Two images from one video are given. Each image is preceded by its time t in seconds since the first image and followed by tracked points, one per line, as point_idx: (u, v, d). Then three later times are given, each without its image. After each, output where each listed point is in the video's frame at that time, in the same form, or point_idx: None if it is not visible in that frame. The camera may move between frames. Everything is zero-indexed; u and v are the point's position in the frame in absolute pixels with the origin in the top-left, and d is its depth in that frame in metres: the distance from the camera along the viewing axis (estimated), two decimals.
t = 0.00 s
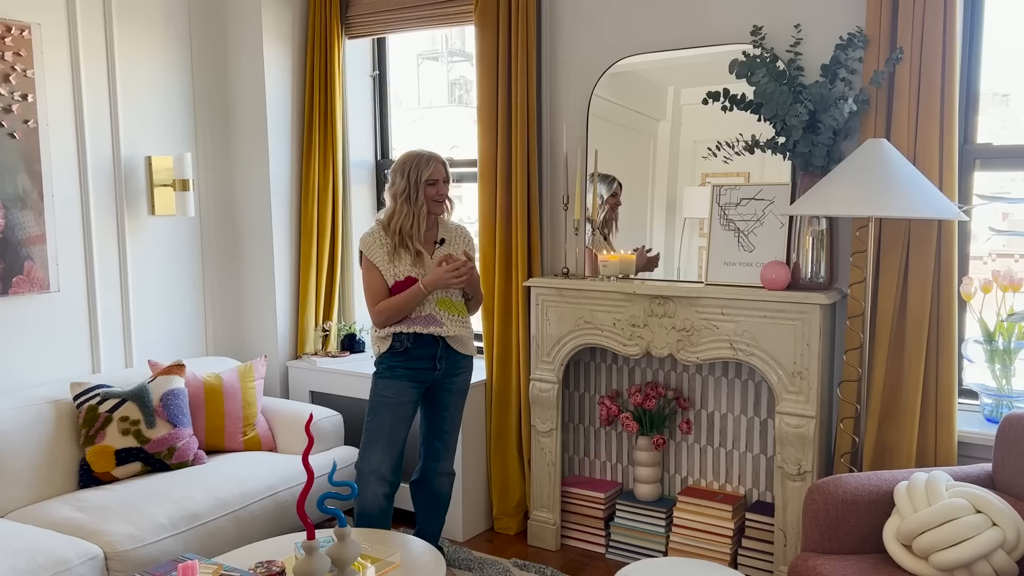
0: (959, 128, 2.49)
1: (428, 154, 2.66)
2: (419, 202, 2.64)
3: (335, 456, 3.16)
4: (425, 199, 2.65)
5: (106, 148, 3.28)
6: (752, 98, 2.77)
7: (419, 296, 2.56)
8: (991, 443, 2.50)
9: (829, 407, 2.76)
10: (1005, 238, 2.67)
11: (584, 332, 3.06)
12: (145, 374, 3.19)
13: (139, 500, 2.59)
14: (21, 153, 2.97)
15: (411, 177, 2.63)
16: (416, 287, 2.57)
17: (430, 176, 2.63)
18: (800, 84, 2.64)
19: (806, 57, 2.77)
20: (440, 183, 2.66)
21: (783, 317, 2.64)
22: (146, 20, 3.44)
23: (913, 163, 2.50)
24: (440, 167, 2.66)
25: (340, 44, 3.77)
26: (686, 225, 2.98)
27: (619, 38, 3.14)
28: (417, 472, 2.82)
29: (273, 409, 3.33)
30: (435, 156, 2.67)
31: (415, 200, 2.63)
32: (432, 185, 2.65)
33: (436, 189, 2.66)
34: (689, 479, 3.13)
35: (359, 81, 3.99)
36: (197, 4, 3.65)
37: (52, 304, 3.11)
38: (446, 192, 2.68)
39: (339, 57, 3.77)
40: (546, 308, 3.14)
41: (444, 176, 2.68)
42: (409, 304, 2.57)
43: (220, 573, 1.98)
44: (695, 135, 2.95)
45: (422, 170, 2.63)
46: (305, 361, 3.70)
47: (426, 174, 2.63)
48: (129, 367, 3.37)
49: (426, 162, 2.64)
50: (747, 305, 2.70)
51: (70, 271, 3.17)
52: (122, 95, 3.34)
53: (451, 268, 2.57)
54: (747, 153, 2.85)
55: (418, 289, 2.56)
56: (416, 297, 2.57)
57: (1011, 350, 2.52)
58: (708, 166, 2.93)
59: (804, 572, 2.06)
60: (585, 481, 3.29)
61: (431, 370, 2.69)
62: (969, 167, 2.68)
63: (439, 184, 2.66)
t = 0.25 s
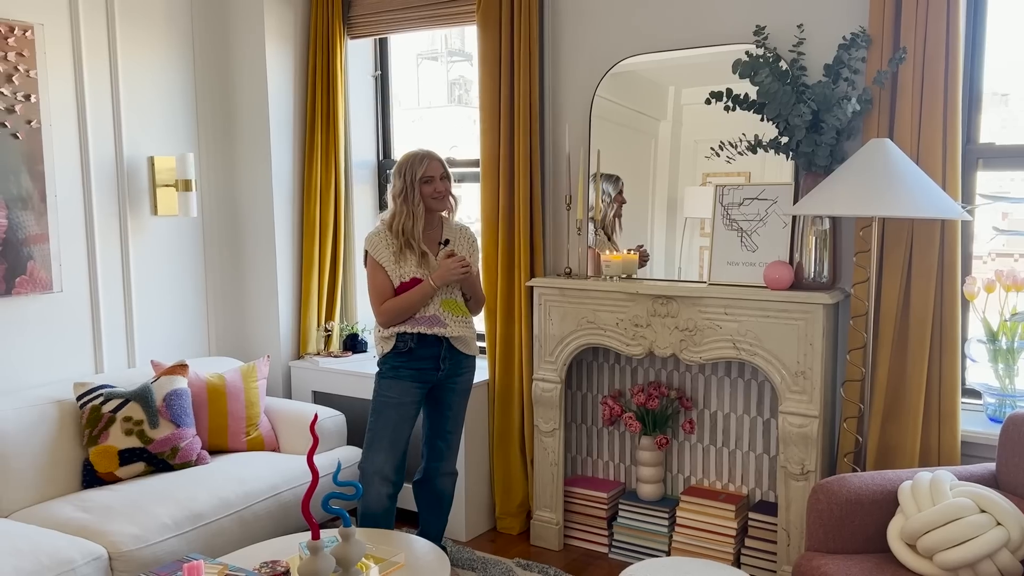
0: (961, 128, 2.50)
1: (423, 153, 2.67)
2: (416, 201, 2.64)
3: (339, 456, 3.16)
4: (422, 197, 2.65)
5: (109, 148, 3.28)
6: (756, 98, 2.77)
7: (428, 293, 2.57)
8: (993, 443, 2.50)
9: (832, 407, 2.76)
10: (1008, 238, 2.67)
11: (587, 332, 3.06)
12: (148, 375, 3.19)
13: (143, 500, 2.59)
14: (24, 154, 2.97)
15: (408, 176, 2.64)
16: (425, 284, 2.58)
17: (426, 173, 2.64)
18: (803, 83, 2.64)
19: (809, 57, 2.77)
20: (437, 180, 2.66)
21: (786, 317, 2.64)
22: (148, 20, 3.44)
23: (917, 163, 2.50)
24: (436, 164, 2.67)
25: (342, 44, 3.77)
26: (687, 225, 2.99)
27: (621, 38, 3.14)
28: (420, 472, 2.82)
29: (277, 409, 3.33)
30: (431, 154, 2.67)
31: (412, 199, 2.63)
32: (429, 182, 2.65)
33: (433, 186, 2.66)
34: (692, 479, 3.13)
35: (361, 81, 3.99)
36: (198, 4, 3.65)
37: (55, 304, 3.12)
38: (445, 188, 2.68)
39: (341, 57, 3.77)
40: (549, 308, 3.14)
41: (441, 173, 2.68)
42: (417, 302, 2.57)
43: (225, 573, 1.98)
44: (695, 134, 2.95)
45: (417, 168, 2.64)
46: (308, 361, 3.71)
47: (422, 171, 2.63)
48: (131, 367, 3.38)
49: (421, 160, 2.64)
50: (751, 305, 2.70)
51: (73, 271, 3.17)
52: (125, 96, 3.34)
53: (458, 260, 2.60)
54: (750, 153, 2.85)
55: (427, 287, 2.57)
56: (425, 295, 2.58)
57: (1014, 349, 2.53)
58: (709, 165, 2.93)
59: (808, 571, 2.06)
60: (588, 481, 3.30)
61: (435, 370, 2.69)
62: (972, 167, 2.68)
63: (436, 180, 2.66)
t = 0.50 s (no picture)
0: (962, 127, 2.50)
1: (423, 152, 2.67)
2: (415, 201, 2.64)
3: (341, 455, 3.17)
4: (421, 197, 2.65)
5: (110, 147, 3.28)
6: (757, 97, 2.78)
7: (428, 292, 2.57)
8: (994, 441, 2.51)
9: (834, 405, 2.77)
10: (1008, 237, 2.67)
11: (588, 331, 3.06)
12: (150, 374, 3.19)
13: (146, 499, 2.59)
14: (26, 153, 2.97)
15: (407, 177, 2.64)
16: (427, 284, 2.58)
17: (426, 172, 2.64)
18: (804, 83, 2.65)
19: (811, 56, 2.78)
20: (437, 179, 2.66)
21: (788, 316, 2.65)
22: (150, 19, 3.44)
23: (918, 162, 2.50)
24: (435, 163, 2.67)
25: (343, 44, 3.77)
26: (687, 224, 3.00)
27: (623, 37, 3.14)
28: (422, 471, 2.82)
29: (278, 408, 3.33)
30: (431, 153, 2.67)
31: (411, 199, 2.64)
32: (430, 182, 2.65)
33: (434, 185, 2.66)
34: (693, 478, 3.14)
35: (363, 81, 3.99)
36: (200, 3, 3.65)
37: (57, 303, 3.12)
38: (446, 187, 2.67)
39: (342, 56, 3.77)
40: (551, 307, 3.14)
41: (441, 172, 2.68)
42: (418, 301, 2.58)
43: (229, 572, 1.98)
44: (696, 133, 2.96)
45: (417, 168, 2.64)
46: (309, 360, 3.71)
47: (421, 171, 2.63)
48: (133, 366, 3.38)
49: (421, 160, 2.65)
50: (752, 304, 2.70)
51: (74, 271, 3.18)
52: (126, 95, 3.34)
53: (459, 259, 2.60)
54: (751, 152, 2.85)
55: (428, 286, 2.58)
56: (427, 295, 2.58)
57: (1015, 348, 2.54)
58: (710, 164, 2.94)
59: (810, 570, 2.07)
60: (589, 479, 3.30)
61: (436, 369, 2.69)
62: (973, 166, 2.68)
63: (436, 179, 2.66)
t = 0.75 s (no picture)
0: (962, 126, 2.51)
1: (423, 152, 2.67)
2: (417, 200, 2.64)
3: (342, 454, 3.17)
4: (423, 196, 2.65)
5: (110, 147, 3.28)
6: (757, 97, 2.78)
7: (429, 291, 2.58)
8: (993, 440, 2.51)
9: (833, 404, 2.77)
10: (1007, 236, 2.68)
11: (589, 330, 3.07)
12: (150, 373, 3.20)
13: (147, 497, 2.60)
14: (26, 152, 2.97)
15: (408, 176, 2.65)
16: (427, 283, 2.58)
17: (427, 171, 2.65)
18: (804, 82, 2.65)
19: (810, 56, 2.78)
20: (439, 178, 2.67)
21: (788, 315, 2.65)
22: (150, 18, 3.44)
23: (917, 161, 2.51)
24: (436, 161, 2.67)
25: (343, 43, 3.78)
26: (686, 224, 3.00)
27: (623, 37, 3.15)
28: (422, 470, 2.82)
29: (278, 407, 3.34)
30: (432, 152, 2.68)
31: (413, 198, 2.64)
32: (431, 180, 2.66)
33: (435, 184, 2.66)
34: (693, 476, 3.15)
35: (362, 80, 3.99)
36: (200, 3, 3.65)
37: (57, 302, 3.12)
38: (447, 185, 2.68)
39: (342, 55, 3.77)
40: (551, 306, 3.15)
41: (442, 170, 2.68)
42: (418, 300, 2.58)
43: (231, 570, 1.98)
44: (695, 133, 2.96)
45: (418, 167, 2.64)
46: (310, 359, 3.71)
47: (422, 170, 2.64)
48: (134, 365, 3.38)
49: (421, 159, 2.65)
50: (753, 303, 2.71)
51: (75, 270, 3.18)
52: (126, 94, 3.35)
53: (459, 258, 2.60)
54: (751, 152, 2.85)
55: (428, 285, 2.58)
56: (426, 294, 2.58)
57: (1014, 347, 2.54)
58: (709, 164, 2.94)
59: (810, 568, 2.07)
60: (589, 478, 3.31)
61: (436, 368, 2.69)
62: (972, 165, 2.69)
63: (438, 178, 2.66)
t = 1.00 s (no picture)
0: (960, 125, 2.51)
1: (423, 150, 2.67)
2: (415, 199, 2.65)
3: (342, 452, 3.18)
4: (421, 195, 2.66)
5: (110, 145, 3.28)
6: (756, 96, 2.79)
7: (428, 289, 2.58)
8: (992, 438, 2.52)
9: (832, 403, 2.78)
10: (1005, 234, 2.68)
11: (588, 329, 3.07)
12: (150, 371, 3.20)
13: (147, 496, 2.60)
14: (25, 150, 2.97)
15: (407, 174, 2.65)
16: (426, 282, 2.58)
17: (426, 170, 2.65)
18: (803, 81, 2.66)
19: (809, 55, 2.79)
20: (438, 177, 2.67)
21: (787, 313, 2.66)
22: (149, 17, 3.44)
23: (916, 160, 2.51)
24: (435, 161, 2.67)
25: (343, 42, 3.78)
26: (685, 222, 3.01)
27: (622, 36, 3.15)
28: (422, 468, 2.83)
29: (278, 406, 3.34)
30: (431, 151, 2.68)
31: (411, 197, 2.64)
32: (430, 179, 2.66)
33: (434, 183, 2.66)
34: (692, 475, 3.15)
35: (361, 78, 3.99)
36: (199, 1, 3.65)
37: (57, 301, 3.12)
38: (446, 185, 2.68)
39: (341, 54, 3.77)
40: (550, 304, 3.15)
41: (442, 170, 2.69)
42: (417, 298, 2.58)
43: (232, 569, 1.98)
44: (694, 131, 2.97)
45: (417, 166, 2.64)
46: (309, 358, 3.72)
47: (421, 169, 2.64)
48: (133, 364, 3.38)
49: (421, 158, 2.65)
50: (752, 302, 2.71)
51: (74, 269, 3.18)
52: (125, 93, 3.35)
53: (458, 256, 2.60)
54: (750, 150, 2.86)
55: (428, 283, 2.58)
56: (425, 293, 2.59)
57: (1012, 345, 2.55)
58: (707, 162, 2.95)
59: (809, 566, 2.08)
60: (589, 476, 3.31)
61: (436, 367, 2.70)
62: (971, 163, 2.69)
63: (437, 178, 2.67)
